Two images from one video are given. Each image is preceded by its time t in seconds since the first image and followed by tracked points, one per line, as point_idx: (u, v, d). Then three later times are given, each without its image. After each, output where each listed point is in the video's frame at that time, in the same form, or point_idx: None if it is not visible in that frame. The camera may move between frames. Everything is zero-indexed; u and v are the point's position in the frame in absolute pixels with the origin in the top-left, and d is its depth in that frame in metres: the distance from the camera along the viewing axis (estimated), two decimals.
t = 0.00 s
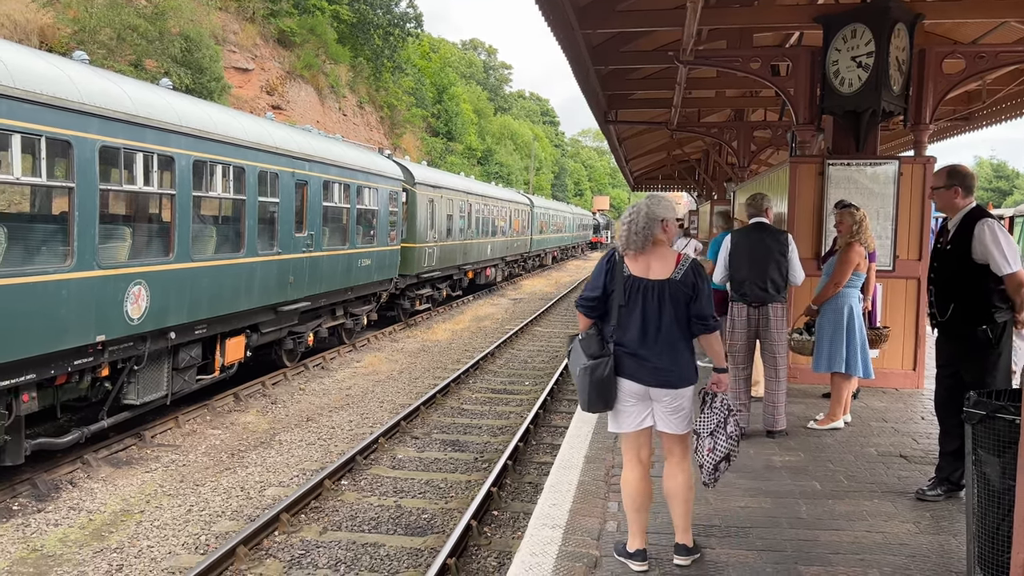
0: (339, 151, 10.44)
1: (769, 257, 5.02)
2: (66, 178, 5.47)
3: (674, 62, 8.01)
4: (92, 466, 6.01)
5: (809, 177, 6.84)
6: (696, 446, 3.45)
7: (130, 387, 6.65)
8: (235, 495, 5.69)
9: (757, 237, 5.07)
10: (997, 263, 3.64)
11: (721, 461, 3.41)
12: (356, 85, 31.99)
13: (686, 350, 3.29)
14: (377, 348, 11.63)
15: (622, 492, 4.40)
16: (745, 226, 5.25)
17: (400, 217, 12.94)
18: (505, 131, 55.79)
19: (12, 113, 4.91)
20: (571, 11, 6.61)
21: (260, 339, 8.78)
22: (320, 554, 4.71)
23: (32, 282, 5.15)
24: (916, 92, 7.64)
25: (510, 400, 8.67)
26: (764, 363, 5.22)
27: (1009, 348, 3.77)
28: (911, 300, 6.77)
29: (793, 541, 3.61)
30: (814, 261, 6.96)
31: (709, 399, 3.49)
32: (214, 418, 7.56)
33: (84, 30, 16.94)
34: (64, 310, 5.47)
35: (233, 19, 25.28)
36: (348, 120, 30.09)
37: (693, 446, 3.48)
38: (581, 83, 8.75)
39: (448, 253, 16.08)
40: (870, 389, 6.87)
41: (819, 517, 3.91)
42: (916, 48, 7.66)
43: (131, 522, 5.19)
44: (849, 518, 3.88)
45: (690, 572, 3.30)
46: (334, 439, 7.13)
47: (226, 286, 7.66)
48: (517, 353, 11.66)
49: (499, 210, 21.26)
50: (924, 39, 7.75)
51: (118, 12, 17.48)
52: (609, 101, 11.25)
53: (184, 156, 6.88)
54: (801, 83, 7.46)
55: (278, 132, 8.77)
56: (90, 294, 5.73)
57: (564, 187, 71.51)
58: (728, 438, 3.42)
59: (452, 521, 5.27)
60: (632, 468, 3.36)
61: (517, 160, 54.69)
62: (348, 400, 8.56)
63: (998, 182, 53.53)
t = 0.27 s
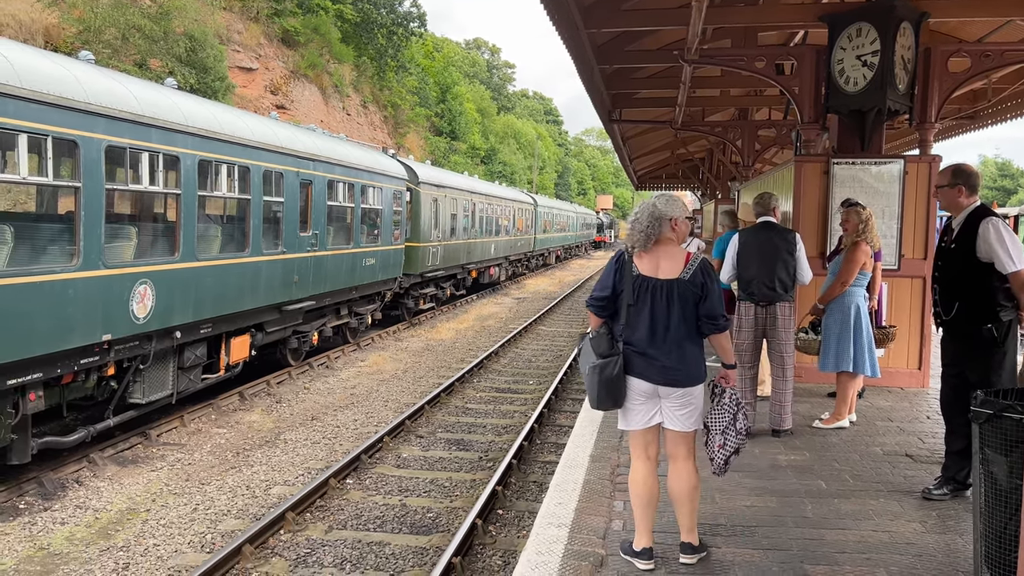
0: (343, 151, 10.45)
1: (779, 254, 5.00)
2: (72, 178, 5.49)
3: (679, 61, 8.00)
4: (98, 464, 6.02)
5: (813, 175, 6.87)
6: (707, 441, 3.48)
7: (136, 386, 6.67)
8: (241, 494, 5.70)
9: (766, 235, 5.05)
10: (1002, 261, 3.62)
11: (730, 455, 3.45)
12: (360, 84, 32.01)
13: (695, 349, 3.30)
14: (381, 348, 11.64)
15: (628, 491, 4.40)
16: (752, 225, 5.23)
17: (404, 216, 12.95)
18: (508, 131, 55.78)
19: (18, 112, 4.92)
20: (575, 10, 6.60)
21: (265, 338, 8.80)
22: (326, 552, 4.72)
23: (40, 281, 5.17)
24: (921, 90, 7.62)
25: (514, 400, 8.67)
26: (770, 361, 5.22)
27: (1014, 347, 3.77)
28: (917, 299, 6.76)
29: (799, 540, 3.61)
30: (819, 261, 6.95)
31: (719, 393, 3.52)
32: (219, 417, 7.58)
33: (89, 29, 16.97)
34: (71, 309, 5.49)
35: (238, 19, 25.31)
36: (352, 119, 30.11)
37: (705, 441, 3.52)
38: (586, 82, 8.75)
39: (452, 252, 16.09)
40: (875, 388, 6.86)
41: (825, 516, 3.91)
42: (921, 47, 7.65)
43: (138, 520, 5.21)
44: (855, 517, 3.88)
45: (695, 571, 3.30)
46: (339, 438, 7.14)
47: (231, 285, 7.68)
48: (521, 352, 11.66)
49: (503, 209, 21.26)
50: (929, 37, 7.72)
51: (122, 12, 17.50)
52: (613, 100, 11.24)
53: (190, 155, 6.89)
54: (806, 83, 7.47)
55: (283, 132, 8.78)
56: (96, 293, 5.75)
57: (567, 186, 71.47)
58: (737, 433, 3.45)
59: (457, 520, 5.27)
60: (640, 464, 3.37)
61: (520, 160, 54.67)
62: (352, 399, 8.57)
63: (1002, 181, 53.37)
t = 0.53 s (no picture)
0: (347, 150, 10.46)
1: (788, 252, 5.02)
2: (77, 177, 5.50)
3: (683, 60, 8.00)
4: (103, 463, 6.04)
5: (817, 173, 6.85)
6: (724, 439, 3.52)
7: (141, 385, 6.69)
8: (246, 493, 5.71)
9: (775, 234, 5.05)
10: (1005, 260, 3.60)
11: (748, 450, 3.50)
12: (363, 84, 32.04)
13: (702, 348, 3.30)
14: (384, 347, 11.65)
15: (633, 489, 4.40)
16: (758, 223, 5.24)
17: (407, 215, 12.96)
18: (510, 130, 55.76)
19: (24, 112, 4.93)
20: (580, 8, 6.60)
21: (269, 337, 8.81)
22: (331, 551, 4.73)
23: (45, 280, 5.19)
24: (926, 89, 7.61)
25: (518, 399, 8.67)
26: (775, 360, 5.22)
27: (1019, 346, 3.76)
28: (922, 298, 6.75)
29: (805, 538, 3.61)
30: (824, 259, 6.94)
31: (727, 391, 3.54)
32: (224, 416, 7.59)
33: (93, 29, 17.02)
34: (77, 309, 5.50)
35: (241, 19, 25.34)
36: (354, 119, 30.13)
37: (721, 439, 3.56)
38: (590, 80, 8.74)
39: (455, 251, 16.09)
40: (879, 387, 6.85)
41: (831, 515, 3.91)
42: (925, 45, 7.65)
43: (143, 519, 5.22)
44: (861, 516, 3.88)
45: (702, 569, 3.31)
46: (344, 437, 7.15)
47: (235, 284, 7.69)
48: (525, 351, 11.66)
49: (506, 208, 21.26)
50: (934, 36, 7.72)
51: (126, 12, 17.53)
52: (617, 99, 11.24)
53: (194, 155, 6.91)
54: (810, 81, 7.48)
55: (287, 131, 8.79)
56: (101, 293, 5.76)
57: (569, 185, 71.44)
58: (751, 428, 3.49)
59: (462, 519, 5.28)
60: (646, 462, 3.37)
61: (522, 159, 54.66)
62: (357, 398, 8.58)
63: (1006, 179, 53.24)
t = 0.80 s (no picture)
0: (350, 149, 10.46)
1: (791, 250, 5.01)
2: (81, 176, 5.50)
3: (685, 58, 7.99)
4: (107, 462, 6.04)
5: (820, 171, 6.85)
6: (729, 440, 3.51)
7: (145, 385, 6.70)
8: (250, 492, 5.72)
9: (777, 232, 5.05)
10: (1009, 257, 3.62)
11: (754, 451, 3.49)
12: (364, 83, 32.04)
13: (704, 346, 3.32)
14: (387, 346, 11.66)
15: (638, 488, 4.41)
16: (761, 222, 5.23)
17: (409, 214, 12.97)
18: (511, 129, 55.74)
19: (28, 112, 4.94)
20: (583, 6, 6.59)
21: (272, 336, 8.82)
22: (336, 549, 4.74)
23: (49, 280, 5.19)
24: (929, 87, 7.60)
25: (521, 397, 8.68)
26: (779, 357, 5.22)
27: None
28: (925, 295, 6.76)
29: (811, 536, 3.61)
30: (827, 257, 6.94)
31: (732, 392, 3.54)
32: (227, 415, 7.60)
33: (94, 29, 17.03)
34: (81, 308, 5.51)
35: (242, 18, 25.35)
36: (356, 118, 30.14)
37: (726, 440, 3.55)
38: (592, 79, 8.74)
39: (457, 250, 16.09)
40: (883, 385, 6.85)
41: (836, 513, 3.91)
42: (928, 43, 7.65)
43: (148, 518, 5.23)
44: (867, 514, 3.88)
45: (708, 566, 3.31)
46: (347, 436, 7.15)
47: (239, 282, 7.70)
48: (527, 349, 11.66)
49: (507, 207, 21.25)
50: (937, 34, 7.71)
51: (128, 12, 17.53)
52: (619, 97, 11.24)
53: (198, 154, 6.91)
54: (813, 79, 7.46)
55: (290, 130, 8.80)
56: (105, 292, 5.76)
57: (570, 184, 71.41)
58: (758, 429, 3.50)
59: (466, 517, 5.28)
60: (650, 461, 3.36)
61: (523, 157, 54.66)
62: (359, 397, 8.59)
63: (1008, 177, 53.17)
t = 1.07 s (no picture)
0: (350, 148, 10.46)
1: (793, 247, 5.03)
2: (82, 175, 5.50)
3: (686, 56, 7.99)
4: (109, 461, 6.04)
5: (821, 169, 6.85)
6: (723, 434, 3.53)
7: (146, 384, 6.69)
8: (252, 491, 5.72)
9: (779, 230, 5.07)
10: (1011, 256, 3.62)
11: (746, 449, 3.52)
12: (364, 82, 32.03)
13: (710, 342, 3.34)
14: (387, 345, 11.66)
15: (640, 486, 4.41)
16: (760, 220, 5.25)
17: (409, 213, 12.97)
18: (511, 128, 55.71)
19: (29, 111, 4.93)
20: (584, 4, 6.59)
21: (273, 335, 8.82)
22: (338, 548, 4.74)
23: (50, 279, 5.19)
24: (930, 84, 7.62)
25: (522, 396, 8.68)
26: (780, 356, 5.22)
27: None
28: (926, 293, 6.77)
29: (813, 534, 3.62)
30: (828, 255, 6.94)
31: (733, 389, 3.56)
32: (228, 414, 7.60)
33: (94, 29, 17.02)
34: (82, 307, 5.51)
35: (242, 17, 25.35)
36: (356, 117, 30.12)
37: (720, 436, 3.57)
38: (592, 77, 8.73)
39: (457, 249, 16.09)
40: (883, 383, 6.86)
41: (838, 511, 3.92)
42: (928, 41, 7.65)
43: (150, 517, 5.23)
44: (869, 511, 3.89)
45: (710, 564, 3.32)
46: (348, 434, 7.16)
47: (240, 281, 7.70)
48: (528, 348, 11.67)
49: (507, 206, 21.25)
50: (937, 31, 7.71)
51: (127, 11, 17.52)
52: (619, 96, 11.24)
53: (198, 153, 6.91)
54: (814, 77, 7.45)
55: (291, 130, 8.80)
56: (106, 291, 5.76)
57: (570, 183, 71.39)
58: (753, 427, 3.53)
59: (468, 516, 5.29)
60: (654, 460, 3.36)
61: (523, 156, 54.64)
62: (361, 396, 8.60)
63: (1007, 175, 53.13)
